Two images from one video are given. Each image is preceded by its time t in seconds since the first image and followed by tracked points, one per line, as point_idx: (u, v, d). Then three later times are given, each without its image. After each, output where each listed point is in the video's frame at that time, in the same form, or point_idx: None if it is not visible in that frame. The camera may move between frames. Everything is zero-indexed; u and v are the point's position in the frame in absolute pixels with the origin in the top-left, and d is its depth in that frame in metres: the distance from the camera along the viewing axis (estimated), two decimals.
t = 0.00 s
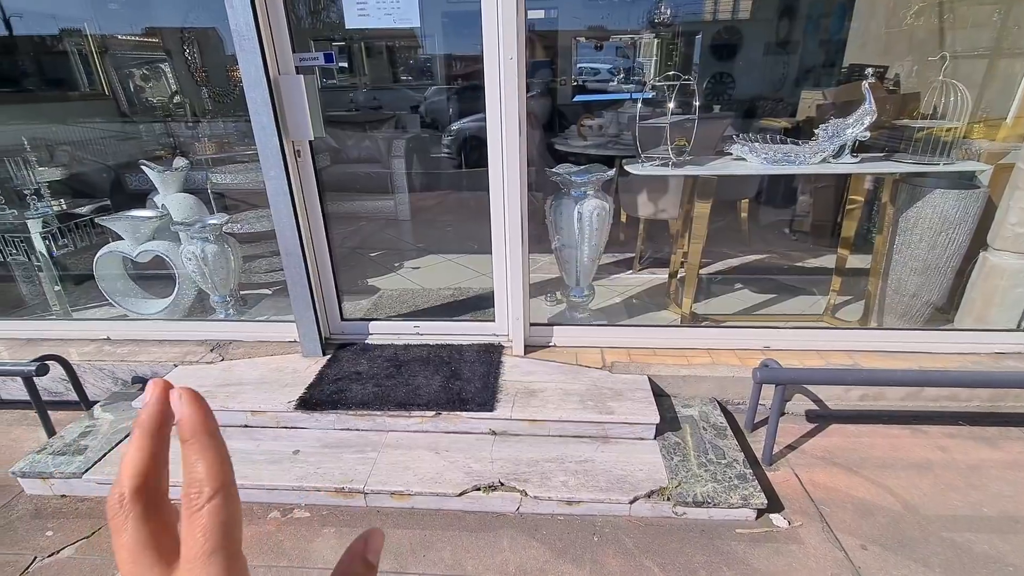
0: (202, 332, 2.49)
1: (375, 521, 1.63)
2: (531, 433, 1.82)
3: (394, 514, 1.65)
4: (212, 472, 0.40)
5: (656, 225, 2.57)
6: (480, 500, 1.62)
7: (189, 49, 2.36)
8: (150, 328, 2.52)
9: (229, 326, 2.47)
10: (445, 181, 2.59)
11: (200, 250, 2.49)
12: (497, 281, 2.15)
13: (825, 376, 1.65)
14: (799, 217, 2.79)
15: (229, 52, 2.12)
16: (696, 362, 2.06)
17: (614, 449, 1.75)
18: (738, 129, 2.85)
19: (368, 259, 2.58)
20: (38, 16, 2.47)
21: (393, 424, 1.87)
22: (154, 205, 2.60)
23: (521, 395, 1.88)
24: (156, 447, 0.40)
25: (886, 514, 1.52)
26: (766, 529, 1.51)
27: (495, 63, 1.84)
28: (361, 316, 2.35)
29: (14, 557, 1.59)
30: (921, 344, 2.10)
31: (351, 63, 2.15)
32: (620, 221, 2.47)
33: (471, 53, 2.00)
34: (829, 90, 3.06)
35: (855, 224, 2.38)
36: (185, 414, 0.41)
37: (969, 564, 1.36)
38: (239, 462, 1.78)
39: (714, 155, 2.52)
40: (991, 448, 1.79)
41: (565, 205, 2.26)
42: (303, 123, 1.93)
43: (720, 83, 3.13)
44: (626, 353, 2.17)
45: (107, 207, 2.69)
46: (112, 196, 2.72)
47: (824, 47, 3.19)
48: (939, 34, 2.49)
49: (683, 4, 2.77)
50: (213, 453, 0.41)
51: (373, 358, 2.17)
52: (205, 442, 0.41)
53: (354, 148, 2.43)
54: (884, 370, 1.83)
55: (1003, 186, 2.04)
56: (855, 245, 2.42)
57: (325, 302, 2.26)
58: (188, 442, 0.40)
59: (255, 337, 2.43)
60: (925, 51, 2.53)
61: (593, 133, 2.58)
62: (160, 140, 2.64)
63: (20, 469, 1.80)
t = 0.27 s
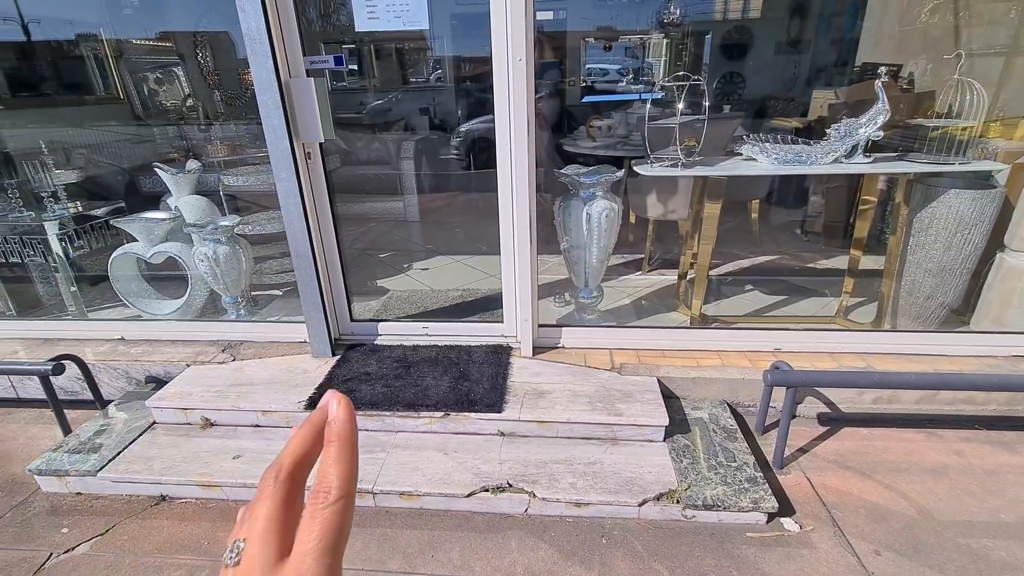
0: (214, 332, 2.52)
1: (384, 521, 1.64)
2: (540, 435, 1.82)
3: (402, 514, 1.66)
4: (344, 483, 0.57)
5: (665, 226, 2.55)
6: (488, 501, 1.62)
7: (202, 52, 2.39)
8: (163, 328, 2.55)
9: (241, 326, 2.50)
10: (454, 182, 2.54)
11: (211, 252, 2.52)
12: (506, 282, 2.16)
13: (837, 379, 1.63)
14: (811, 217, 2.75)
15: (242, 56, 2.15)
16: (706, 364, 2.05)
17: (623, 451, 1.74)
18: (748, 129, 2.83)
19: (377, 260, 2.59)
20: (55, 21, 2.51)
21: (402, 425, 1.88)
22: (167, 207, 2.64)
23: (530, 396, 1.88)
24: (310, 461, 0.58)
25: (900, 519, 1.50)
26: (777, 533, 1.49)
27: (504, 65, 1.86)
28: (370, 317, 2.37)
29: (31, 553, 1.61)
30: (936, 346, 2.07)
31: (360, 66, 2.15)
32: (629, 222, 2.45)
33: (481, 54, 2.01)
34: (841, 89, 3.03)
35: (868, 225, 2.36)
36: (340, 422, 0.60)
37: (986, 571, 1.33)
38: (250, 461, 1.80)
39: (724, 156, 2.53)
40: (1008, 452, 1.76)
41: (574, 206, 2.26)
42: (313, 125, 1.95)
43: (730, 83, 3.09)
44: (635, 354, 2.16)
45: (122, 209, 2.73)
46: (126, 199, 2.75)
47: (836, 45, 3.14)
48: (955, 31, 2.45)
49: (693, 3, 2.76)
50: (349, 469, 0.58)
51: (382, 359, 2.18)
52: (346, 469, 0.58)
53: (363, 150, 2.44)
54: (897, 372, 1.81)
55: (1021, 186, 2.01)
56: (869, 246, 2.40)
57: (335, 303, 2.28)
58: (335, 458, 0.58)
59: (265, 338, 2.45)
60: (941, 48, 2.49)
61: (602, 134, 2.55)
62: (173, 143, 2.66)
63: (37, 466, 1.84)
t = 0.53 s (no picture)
0: (226, 332, 2.54)
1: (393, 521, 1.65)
2: (548, 437, 1.82)
3: (411, 514, 1.67)
4: (424, 461, 0.51)
5: (675, 229, 2.55)
6: (497, 502, 1.63)
7: (216, 56, 2.42)
8: (176, 328, 2.59)
9: (253, 326, 2.52)
10: (464, 184, 2.56)
11: (224, 252, 2.54)
12: (515, 284, 2.16)
13: (849, 383, 1.61)
14: (823, 220, 2.71)
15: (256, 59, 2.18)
16: (717, 367, 2.04)
17: (633, 454, 1.73)
18: (759, 130, 2.82)
19: (388, 262, 2.61)
20: (72, 25, 2.55)
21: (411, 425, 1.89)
22: (181, 208, 2.68)
23: (539, 398, 1.88)
24: (400, 446, 0.53)
25: (914, 526, 1.48)
26: (788, 538, 1.48)
27: (514, 68, 1.87)
28: (380, 318, 2.39)
29: (47, 548, 1.64)
30: (952, 351, 2.04)
31: (372, 69, 2.18)
32: (639, 224, 2.44)
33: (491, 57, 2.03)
34: (854, 90, 3.01)
35: (881, 228, 2.32)
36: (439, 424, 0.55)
37: None
38: (261, 460, 1.82)
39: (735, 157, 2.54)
40: None
41: (584, 208, 2.26)
42: (325, 127, 1.97)
43: (742, 85, 3.05)
44: (645, 357, 2.15)
45: (137, 210, 2.78)
46: (141, 200, 2.79)
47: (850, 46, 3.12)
48: (972, 32, 2.41)
49: (703, 5, 2.76)
50: (430, 454, 0.51)
51: (392, 360, 2.20)
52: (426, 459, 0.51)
53: (373, 152, 2.45)
54: (911, 376, 1.78)
55: None
56: (882, 249, 2.36)
57: (345, 304, 2.30)
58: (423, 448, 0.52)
59: (277, 338, 2.47)
60: (957, 48, 2.46)
61: (612, 136, 2.56)
62: (187, 145, 2.69)
63: (54, 463, 1.87)
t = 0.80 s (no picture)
0: (238, 330, 2.57)
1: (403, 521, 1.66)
2: (558, 438, 1.82)
3: (421, 514, 1.67)
4: (299, 372, 0.42)
5: (686, 230, 2.54)
6: (506, 503, 1.63)
7: (230, 56, 2.45)
8: (189, 325, 2.62)
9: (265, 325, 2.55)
10: (476, 185, 2.58)
11: (238, 251, 2.57)
12: (525, 285, 2.16)
13: (863, 388, 1.59)
14: (836, 222, 2.71)
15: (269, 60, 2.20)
16: (728, 370, 2.03)
17: (643, 457, 1.73)
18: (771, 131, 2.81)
19: (398, 262, 2.62)
20: (89, 26, 2.61)
21: (421, 425, 1.89)
22: (195, 207, 2.71)
23: (549, 399, 1.88)
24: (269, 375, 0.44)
25: (928, 534, 1.46)
26: (800, 544, 1.47)
27: (526, 69, 1.87)
28: (390, 318, 2.40)
29: (63, 541, 1.67)
30: (968, 356, 2.01)
31: (383, 69, 2.18)
32: (650, 226, 2.43)
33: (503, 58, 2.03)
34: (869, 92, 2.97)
35: (896, 231, 2.31)
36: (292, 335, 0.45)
37: None
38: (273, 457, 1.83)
39: (748, 159, 2.49)
40: None
41: (594, 209, 2.25)
42: (338, 128, 1.99)
43: (755, 87, 3.04)
44: (655, 359, 2.14)
45: (152, 209, 2.81)
46: (156, 199, 2.84)
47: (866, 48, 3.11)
48: (989, 32, 2.37)
49: (716, 6, 2.76)
50: (305, 363, 0.43)
51: (402, 359, 2.20)
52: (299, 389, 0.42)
53: (384, 153, 2.46)
54: (926, 382, 1.76)
55: None
56: (897, 253, 2.34)
57: (356, 303, 2.31)
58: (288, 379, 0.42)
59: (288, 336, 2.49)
60: (975, 50, 2.43)
61: (623, 137, 2.56)
62: (201, 145, 2.73)
63: (70, 458, 1.90)
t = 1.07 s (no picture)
0: (247, 329, 2.58)
1: (410, 520, 1.65)
2: (565, 439, 1.81)
3: (428, 513, 1.67)
4: (238, 434, 0.43)
5: (694, 230, 2.51)
6: (514, 504, 1.62)
7: (239, 57, 2.46)
8: (198, 323, 2.63)
9: (273, 323, 2.56)
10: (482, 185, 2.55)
11: (246, 250, 2.59)
12: (532, 285, 2.16)
13: (876, 391, 1.57)
14: (847, 222, 2.68)
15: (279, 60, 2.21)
16: (737, 372, 2.01)
17: (651, 458, 1.71)
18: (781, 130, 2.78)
19: (406, 261, 2.62)
20: (102, 27, 2.65)
21: (428, 425, 1.89)
22: (205, 206, 2.72)
23: (556, 400, 1.87)
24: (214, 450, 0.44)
25: (942, 539, 1.44)
26: (811, 548, 1.45)
27: (535, 68, 1.86)
28: (397, 317, 2.40)
29: (73, 537, 1.68)
30: (982, 359, 1.98)
31: (390, 70, 2.19)
32: (658, 226, 2.42)
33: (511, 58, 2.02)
34: (880, 92, 2.92)
35: (908, 232, 2.30)
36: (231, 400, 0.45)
37: None
38: (281, 456, 1.84)
39: (758, 159, 2.48)
40: None
41: (602, 209, 2.25)
42: (346, 127, 1.99)
43: (764, 86, 3.07)
44: (663, 360, 2.13)
45: (163, 208, 2.84)
46: (166, 198, 2.86)
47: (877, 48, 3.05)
48: (1005, 31, 2.35)
49: (726, 5, 2.74)
50: (243, 426, 0.44)
51: (409, 359, 2.20)
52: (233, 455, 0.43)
53: (391, 152, 2.47)
54: (939, 385, 1.74)
55: None
56: (909, 254, 2.33)
57: (363, 303, 2.31)
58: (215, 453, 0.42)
59: (296, 335, 2.50)
60: (989, 50, 2.41)
61: (632, 137, 2.55)
62: (211, 145, 2.75)
63: (81, 454, 1.92)
